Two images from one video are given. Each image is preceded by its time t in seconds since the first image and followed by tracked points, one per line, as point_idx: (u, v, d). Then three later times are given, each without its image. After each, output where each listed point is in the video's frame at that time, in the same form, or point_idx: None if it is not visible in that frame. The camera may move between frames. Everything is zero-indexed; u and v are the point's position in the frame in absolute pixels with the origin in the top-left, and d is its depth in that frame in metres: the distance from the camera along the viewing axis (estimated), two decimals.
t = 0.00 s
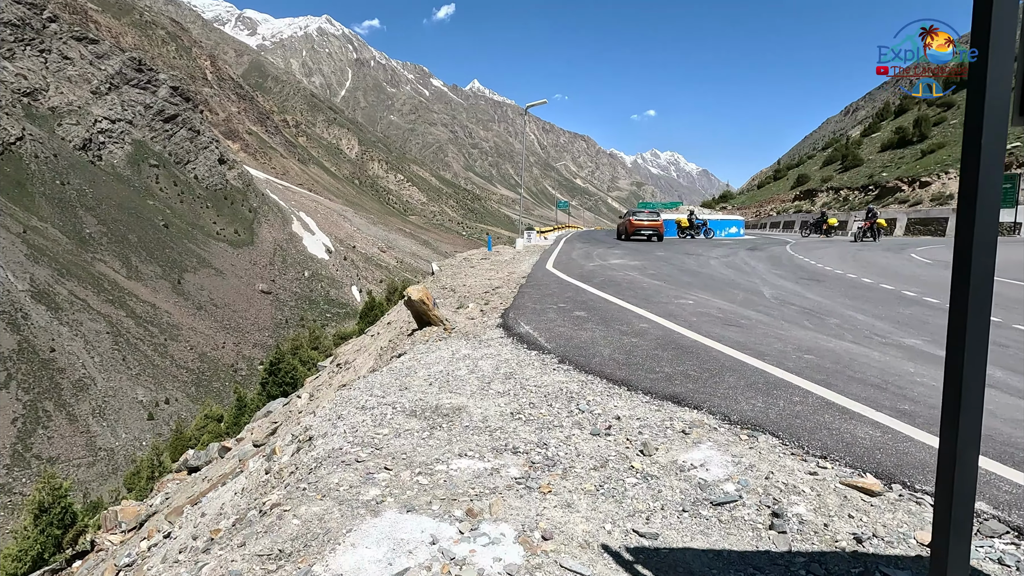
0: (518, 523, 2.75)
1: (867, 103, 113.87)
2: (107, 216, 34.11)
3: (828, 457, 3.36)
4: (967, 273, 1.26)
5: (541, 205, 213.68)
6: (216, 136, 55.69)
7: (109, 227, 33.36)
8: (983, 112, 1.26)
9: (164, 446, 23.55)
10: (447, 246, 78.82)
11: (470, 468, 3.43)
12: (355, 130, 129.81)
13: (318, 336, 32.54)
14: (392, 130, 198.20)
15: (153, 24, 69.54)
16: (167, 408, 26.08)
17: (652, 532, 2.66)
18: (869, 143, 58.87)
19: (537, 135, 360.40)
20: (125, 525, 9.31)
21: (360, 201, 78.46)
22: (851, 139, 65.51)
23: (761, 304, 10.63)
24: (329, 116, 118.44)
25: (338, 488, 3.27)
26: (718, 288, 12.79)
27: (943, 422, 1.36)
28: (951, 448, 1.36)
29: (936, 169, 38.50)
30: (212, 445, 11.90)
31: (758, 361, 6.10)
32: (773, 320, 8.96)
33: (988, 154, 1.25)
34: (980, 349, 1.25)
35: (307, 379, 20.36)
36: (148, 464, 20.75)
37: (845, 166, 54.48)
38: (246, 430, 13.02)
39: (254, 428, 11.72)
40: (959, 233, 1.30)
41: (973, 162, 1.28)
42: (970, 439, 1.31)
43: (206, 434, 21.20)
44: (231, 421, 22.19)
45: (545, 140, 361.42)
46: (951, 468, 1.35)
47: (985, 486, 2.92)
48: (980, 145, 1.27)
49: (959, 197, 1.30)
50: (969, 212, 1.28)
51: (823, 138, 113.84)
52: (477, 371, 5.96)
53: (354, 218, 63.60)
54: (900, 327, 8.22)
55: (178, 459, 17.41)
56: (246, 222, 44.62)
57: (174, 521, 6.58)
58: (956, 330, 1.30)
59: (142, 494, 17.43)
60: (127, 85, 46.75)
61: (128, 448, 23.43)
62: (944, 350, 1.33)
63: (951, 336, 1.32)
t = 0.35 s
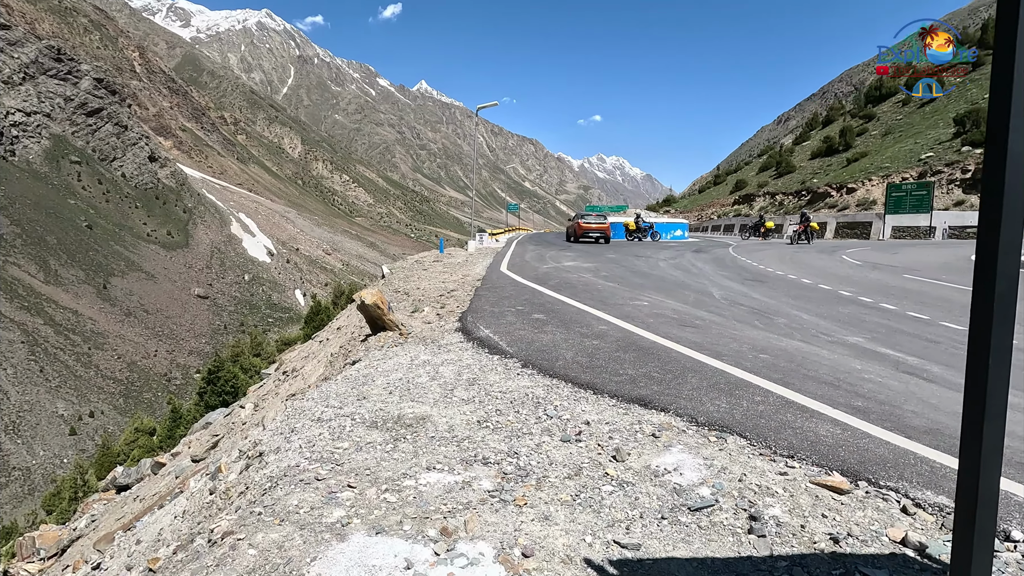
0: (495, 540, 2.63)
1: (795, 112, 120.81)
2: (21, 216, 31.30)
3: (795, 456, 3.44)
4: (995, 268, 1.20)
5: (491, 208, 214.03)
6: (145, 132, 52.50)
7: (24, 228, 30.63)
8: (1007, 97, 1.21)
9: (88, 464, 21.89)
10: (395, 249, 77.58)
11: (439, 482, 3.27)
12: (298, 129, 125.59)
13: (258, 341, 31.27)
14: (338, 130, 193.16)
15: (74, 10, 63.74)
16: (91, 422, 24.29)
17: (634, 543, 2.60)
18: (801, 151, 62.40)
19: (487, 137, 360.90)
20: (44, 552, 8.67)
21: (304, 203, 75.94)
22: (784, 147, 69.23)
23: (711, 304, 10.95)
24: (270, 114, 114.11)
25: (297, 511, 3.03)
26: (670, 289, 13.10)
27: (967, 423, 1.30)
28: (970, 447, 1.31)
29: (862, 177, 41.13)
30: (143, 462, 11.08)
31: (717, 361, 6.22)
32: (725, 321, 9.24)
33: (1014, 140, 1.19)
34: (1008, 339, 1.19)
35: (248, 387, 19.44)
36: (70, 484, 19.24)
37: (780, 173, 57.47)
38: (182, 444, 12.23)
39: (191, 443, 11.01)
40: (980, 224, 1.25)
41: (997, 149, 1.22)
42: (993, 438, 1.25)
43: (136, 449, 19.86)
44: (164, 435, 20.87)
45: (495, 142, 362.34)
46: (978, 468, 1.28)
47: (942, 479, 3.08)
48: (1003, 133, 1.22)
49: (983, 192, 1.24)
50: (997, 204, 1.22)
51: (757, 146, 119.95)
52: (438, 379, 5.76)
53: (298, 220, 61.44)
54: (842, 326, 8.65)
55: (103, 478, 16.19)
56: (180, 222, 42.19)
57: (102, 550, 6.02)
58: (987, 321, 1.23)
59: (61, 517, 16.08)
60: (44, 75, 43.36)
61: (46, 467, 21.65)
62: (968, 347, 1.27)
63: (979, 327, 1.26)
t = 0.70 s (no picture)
0: (493, 554, 2.57)
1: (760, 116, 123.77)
2: None
3: (786, 459, 3.48)
4: None
5: (465, 209, 213.38)
6: (105, 129, 50.66)
7: None
8: None
9: (45, 475, 20.87)
10: (367, 250, 76.59)
11: (431, 493, 3.18)
12: (267, 129, 122.91)
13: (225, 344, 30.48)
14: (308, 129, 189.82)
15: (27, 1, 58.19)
16: (47, 431, 23.19)
17: (634, 553, 2.57)
18: (768, 154, 64.05)
19: (462, 139, 360.03)
20: None
21: (274, 204, 74.37)
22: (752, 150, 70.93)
23: (689, 306, 11.06)
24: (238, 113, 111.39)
25: (282, 529, 2.90)
26: (647, 291, 13.21)
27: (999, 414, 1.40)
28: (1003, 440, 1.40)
29: (827, 180, 42.38)
30: (105, 472, 10.58)
31: (702, 363, 6.26)
32: (705, 322, 9.35)
33: None
34: None
35: (216, 392, 18.89)
36: (24, 496, 18.32)
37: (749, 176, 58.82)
38: (146, 452, 11.76)
39: (157, 451, 10.58)
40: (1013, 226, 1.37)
41: None
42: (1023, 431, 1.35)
43: (97, 459, 19.05)
44: (127, 443, 20.06)
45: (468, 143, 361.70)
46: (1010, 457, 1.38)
47: (930, 479, 3.16)
48: None
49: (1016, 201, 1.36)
50: None
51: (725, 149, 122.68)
52: (422, 384, 5.63)
53: (267, 221, 60.09)
54: (817, 326, 8.85)
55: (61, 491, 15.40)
56: (143, 223, 40.72)
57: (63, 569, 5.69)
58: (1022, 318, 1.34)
59: (16, 532, 15.28)
60: None
61: None
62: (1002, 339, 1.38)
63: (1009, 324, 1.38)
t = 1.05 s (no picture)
0: (478, 557, 2.57)
1: (746, 118, 125.12)
2: None
3: (769, 459, 3.53)
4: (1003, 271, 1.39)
5: (453, 210, 212.86)
6: (86, 127, 49.79)
7: None
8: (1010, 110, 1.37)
9: (22, 481, 20.34)
10: (354, 251, 76.01)
11: (415, 496, 3.17)
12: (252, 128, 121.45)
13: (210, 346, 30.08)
14: (294, 129, 187.91)
15: None
16: (26, 435, 22.62)
17: (618, 553, 2.58)
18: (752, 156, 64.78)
19: (449, 139, 359.35)
20: None
21: (259, 204, 73.54)
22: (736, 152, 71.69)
23: (675, 306, 11.15)
24: (222, 112, 110.09)
25: (266, 534, 2.87)
26: (634, 291, 13.28)
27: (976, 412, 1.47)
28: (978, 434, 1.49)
29: (811, 181, 42.99)
30: (86, 477, 10.34)
31: (687, 363, 6.31)
32: (690, 322, 9.43)
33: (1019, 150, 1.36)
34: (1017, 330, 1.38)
35: (200, 395, 18.60)
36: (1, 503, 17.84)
37: (734, 177, 59.42)
38: (127, 457, 11.55)
39: (139, 455, 10.41)
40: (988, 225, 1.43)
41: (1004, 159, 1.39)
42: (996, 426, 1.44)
43: (76, 464, 18.68)
44: (108, 447, 19.66)
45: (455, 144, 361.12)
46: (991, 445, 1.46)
47: (908, 477, 3.22)
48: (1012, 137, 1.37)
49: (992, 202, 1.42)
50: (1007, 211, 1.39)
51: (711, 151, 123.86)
52: (408, 387, 5.60)
53: (252, 220, 59.43)
54: (801, 326, 8.97)
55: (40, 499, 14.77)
56: (125, 223, 40.04)
57: None
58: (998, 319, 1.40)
59: None
60: None
61: None
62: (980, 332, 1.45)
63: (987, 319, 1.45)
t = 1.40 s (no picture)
0: (454, 554, 2.58)
1: (732, 120, 126.61)
2: None
3: (745, 455, 3.58)
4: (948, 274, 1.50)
5: (441, 210, 212.41)
6: (67, 126, 48.92)
7: None
8: (958, 135, 1.52)
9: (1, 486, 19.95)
10: (342, 252, 75.47)
11: (394, 496, 3.16)
12: (237, 127, 120.09)
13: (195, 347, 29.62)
14: (280, 128, 186.06)
15: None
16: (5, 440, 22.17)
17: (594, 550, 2.60)
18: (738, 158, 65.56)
19: (437, 140, 358.57)
20: None
21: (245, 204, 72.75)
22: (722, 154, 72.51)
23: (661, 307, 11.24)
24: (207, 111, 108.73)
25: (242, 534, 2.85)
26: (620, 292, 13.35)
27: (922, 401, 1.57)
28: (929, 428, 1.58)
29: (795, 183, 43.63)
30: (67, 481, 10.22)
31: (669, 363, 6.37)
32: (674, 322, 9.50)
33: (962, 176, 1.49)
34: (957, 330, 1.48)
35: (184, 397, 18.34)
36: None
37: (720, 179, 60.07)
38: (110, 460, 11.39)
39: (121, 458, 10.28)
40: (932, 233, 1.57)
41: (950, 179, 1.52)
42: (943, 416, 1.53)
43: (57, 468, 18.36)
44: (90, 451, 19.35)
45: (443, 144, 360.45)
46: (937, 435, 1.56)
47: (879, 472, 3.29)
48: (956, 164, 1.51)
49: (936, 209, 1.56)
50: (947, 220, 1.53)
51: (698, 152, 125.14)
52: (391, 387, 5.58)
53: (238, 221, 58.76)
54: (782, 326, 9.10)
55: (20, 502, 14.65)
56: (107, 223, 39.38)
57: None
58: (944, 319, 1.50)
59: None
60: None
61: None
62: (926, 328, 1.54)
63: (929, 316, 1.55)
